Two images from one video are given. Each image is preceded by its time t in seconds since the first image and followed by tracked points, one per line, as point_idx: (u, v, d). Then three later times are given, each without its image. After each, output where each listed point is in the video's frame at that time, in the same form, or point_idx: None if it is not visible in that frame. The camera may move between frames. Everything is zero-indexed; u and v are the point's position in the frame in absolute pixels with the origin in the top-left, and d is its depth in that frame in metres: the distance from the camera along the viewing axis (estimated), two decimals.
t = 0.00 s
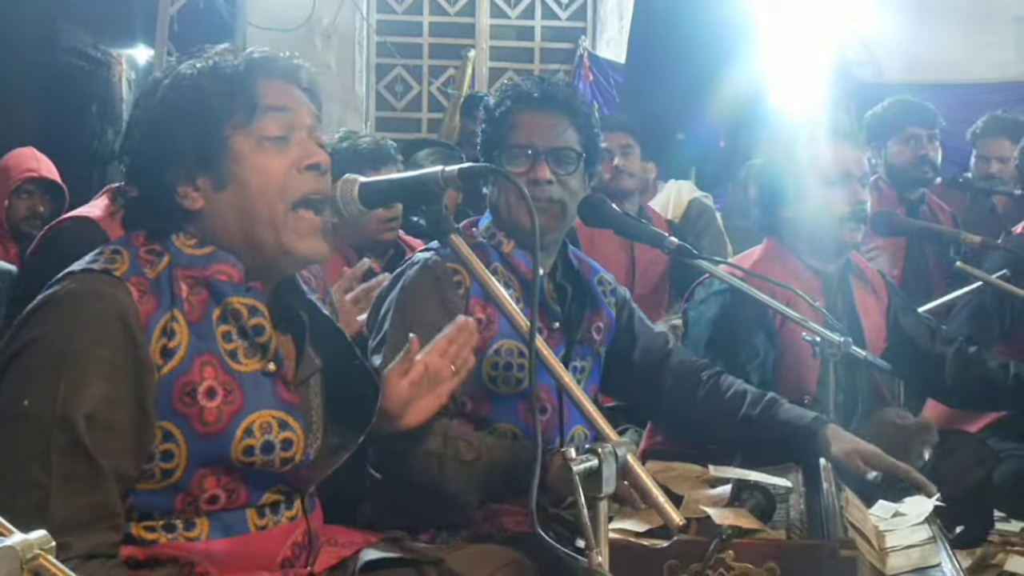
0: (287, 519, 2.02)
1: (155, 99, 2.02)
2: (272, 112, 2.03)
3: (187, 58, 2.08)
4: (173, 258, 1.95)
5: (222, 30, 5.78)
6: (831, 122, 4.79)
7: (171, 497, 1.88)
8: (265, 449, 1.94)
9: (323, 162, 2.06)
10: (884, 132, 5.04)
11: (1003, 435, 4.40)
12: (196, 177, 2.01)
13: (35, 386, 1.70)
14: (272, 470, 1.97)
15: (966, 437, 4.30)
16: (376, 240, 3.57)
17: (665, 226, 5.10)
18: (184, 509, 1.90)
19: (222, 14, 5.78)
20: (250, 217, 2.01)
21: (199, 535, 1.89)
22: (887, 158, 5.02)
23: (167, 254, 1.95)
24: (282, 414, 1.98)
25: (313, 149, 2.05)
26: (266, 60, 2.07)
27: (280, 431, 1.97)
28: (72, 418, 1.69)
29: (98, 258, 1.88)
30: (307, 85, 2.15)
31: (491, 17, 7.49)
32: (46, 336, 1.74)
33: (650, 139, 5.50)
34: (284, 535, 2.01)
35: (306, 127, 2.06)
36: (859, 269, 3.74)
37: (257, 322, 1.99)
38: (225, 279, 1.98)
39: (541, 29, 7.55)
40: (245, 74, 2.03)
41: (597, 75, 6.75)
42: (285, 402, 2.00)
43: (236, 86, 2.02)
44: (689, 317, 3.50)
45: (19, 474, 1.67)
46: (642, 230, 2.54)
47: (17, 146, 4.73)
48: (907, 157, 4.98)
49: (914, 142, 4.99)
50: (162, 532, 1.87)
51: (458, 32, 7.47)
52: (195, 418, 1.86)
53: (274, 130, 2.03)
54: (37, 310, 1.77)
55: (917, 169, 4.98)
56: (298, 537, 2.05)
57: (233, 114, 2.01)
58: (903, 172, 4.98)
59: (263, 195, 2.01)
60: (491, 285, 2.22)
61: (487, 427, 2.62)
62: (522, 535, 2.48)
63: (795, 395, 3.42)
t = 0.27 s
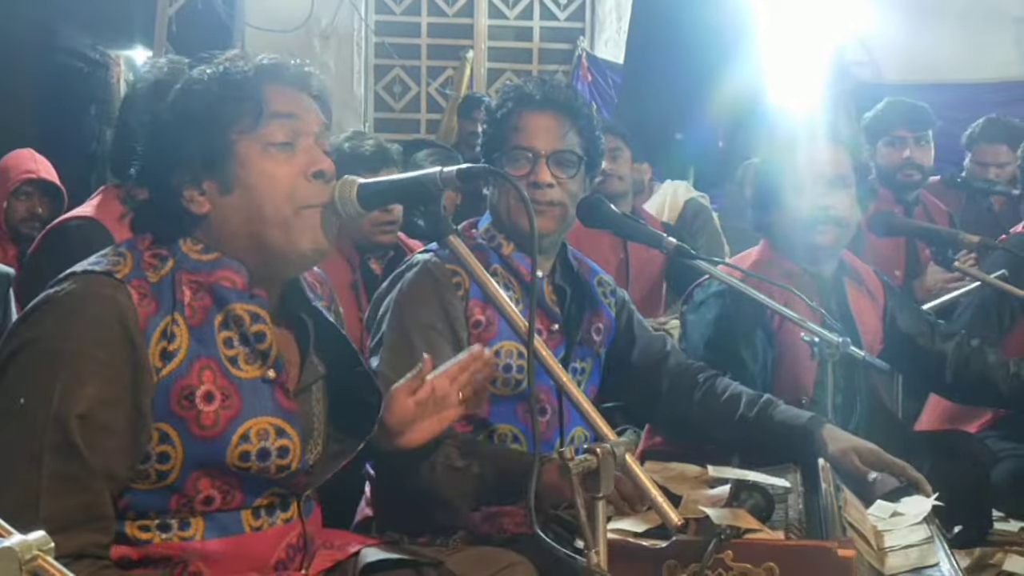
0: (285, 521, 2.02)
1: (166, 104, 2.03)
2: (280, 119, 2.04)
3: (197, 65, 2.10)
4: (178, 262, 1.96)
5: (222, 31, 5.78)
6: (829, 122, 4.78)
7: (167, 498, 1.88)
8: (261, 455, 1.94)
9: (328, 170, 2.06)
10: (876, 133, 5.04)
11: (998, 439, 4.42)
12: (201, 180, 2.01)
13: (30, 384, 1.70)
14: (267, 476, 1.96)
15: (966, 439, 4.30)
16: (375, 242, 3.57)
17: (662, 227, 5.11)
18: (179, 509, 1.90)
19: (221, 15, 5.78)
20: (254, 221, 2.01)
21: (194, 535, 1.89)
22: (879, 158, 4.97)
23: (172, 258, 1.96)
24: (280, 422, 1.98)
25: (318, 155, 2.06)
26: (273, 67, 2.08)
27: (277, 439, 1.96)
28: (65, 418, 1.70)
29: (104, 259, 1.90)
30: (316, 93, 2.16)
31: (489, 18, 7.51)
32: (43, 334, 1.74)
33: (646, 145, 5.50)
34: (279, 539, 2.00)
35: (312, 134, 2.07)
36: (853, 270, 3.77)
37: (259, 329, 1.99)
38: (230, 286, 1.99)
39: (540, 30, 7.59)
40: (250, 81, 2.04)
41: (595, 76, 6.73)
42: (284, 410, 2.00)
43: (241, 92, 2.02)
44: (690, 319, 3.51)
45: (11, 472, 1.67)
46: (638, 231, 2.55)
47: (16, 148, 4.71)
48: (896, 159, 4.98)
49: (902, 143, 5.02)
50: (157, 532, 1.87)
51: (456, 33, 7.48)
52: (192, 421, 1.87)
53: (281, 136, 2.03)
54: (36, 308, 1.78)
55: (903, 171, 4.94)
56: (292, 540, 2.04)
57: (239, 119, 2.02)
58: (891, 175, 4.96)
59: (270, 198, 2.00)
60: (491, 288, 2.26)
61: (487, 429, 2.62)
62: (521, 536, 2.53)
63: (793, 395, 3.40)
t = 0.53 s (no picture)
0: (289, 514, 2.04)
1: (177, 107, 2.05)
2: (288, 123, 2.05)
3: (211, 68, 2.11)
4: (180, 259, 1.96)
5: (221, 33, 5.79)
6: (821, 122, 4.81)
7: (171, 494, 1.88)
8: (263, 451, 1.94)
9: (335, 173, 2.05)
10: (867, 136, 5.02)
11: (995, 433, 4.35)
12: (208, 181, 2.02)
13: (35, 380, 1.68)
14: (268, 471, 1.97)
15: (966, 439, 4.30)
16: (376, 243, 3.57)
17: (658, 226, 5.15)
18: (184, 506, 1.90)
19: (220, 17, 5.79)
20: (260, 222, 2.02)
21: (200, 530, 1.89)
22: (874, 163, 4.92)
23: (175, 254, 1.96)
24: (280, 417, 1.98)
25: (324, 159, 2.06)
26: (284, 69, 2.09)
27: (278, 434, 1.97)
28: (70, 414, 1.67)
29: (107, 258, 1.88)
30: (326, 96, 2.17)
31: (488, 19, 7.53)
32: (48, 330, 1.72)
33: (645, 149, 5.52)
34: (283, 531, 2.02)
35: (321, 138, 2.08)
36: (843, 269, 3.80)
37: (258, 325, 1.99)
38: (231, 282, 1.98)
39: (539, 31, 7.63)
40: (259, 84, 2.05)
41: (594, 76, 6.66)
42: (284, 405, 2.00)
43: (250, 94, 2.03)
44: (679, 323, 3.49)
45: (14, 468, 1.64)
46: (637, 232, 2.51)
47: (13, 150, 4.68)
48: (890, 158, 4.94)
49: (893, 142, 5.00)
50: (164, 528, 1.86)
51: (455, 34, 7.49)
52: (194, 418, 1.86)
53: (290, 139, 2.04)
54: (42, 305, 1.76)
55: (898, 169, 4.91)
56: (298, 532, 2.06)
57: (248, 121, 2.03)
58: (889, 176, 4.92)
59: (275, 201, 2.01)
60: (489, 289, 2.14)
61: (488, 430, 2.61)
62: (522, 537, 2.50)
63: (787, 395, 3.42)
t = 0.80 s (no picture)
0: (297, 512, 2.03)
1: (181, 105, 2.05)
2: (289, 119, 2.04)
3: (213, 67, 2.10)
4: (190, 256, 1.96)
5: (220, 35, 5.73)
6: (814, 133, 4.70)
7: (185, 493, 1.88)
8: (278, 445, 1.94)
9: (336, 166, 2.06)
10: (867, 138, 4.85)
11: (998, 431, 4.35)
12: (211, 178, 2.02)
13: (55, 378, 1.69)
14: (282, 466, 1.97)
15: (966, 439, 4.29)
16: (377, 242, 3.58)
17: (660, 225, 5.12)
18: (198, 505, 1.90)
19: (219, 17, 5.73)
20: (263, 218, 2.02)
21: (214, 527, 1.90)
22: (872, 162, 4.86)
23: (184, 253, 1.96)
24: (295, 412, 1.98)
25: (327, 154, 2.05)
26: (285, 66, 2.08)
27: (292, 428, 1.97)
28: (90, 411, 1.68)
29: (118, 257, 1.89)
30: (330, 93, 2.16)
31: (487, 19, 7.52)
32: (66, 328, 1.74)
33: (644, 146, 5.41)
34: (294, 529, 2.02)
35: (323, 134, 2.07)
36: (833, 267, 3.75)
37: (269, 320, 1.99)
38: (240, 278, 1.98)
39: (538, 31, 7.60)
40: (260, 81, 2.04)
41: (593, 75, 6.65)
42: (299, 400, 2.00)
43: (250, 91, 2.02)
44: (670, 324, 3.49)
45: (35, 465, 1.65)
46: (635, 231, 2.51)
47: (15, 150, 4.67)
48: (891, 161, 4.77)
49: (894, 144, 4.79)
50: (179, 526, 1.87)
51: (454, 34, 7.49)
52: (209, 414, 1.86)
53: (291, 135, 2.03)
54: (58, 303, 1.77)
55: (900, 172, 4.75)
56: (309, 529, 2.06)
57: (248, 118, 2.02)
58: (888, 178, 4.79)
59: (275, 196, 2.01)
60: (491, 283, 2.18)
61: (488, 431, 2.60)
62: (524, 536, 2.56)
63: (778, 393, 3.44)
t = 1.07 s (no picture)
0: (297, 516, 2.03)
1: (182, 107, 2.06)
2: (289, 121, 2.04)
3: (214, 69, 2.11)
4: (190, 259, 1.97)
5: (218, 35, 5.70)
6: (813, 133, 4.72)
7: (180, 495, 1.89)
8: (273, 450, 1.93)
9: (336, 170, 2.05)
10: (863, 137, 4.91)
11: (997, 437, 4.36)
12: (212, 180, 2.02)
13: (48, 380, 1.73)
14: (278, 471, 1.97)
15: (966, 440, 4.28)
16: (377, 243, 3.59)
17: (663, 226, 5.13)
18: (193, 507, 1.91)
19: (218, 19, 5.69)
20: (262, 220, 2.01)
21: (208, 531, 1.90)
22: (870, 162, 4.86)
23: (184, 255, 1.97)
24: (292, 417, 1.97)
25: (326, 157, 2.05)
26: (286, 69, 2.08)
27: (289, 433, 1.96)
28: (82, 412, 1.72)
29: (117, 258, 1.90)
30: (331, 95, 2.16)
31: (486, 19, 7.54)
32: (61, 330, 1.77)
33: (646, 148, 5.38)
34: (291, 533, 2.01)
35: (323, 136, 2.07)
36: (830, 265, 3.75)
37: (269, 324, 1.99)
38: (241, 281, 1.99)
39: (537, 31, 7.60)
40: (259, 83, 2.04)
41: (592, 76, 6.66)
42: (296, 404, 1.99)
43: (250, 94, 2.02)
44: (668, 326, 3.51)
45: (30, 465, 1.70)
46: (636, 232, 2.52)
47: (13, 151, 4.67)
48: (888, 158, 4.83)
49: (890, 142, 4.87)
50: (172, 528, 1.88)
51: (454, 35, 7.51)
52: (204, 417, 1.86)
53: (291, 137, 2.04)
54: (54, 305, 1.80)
55: (897, 169, 4.80)
56: (307, 534, 2.05)
57: (247, 120, 2.02)
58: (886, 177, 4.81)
59: (274, 197, 2.01)
60: (490, 283, 2.16)
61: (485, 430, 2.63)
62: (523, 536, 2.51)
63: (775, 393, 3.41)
